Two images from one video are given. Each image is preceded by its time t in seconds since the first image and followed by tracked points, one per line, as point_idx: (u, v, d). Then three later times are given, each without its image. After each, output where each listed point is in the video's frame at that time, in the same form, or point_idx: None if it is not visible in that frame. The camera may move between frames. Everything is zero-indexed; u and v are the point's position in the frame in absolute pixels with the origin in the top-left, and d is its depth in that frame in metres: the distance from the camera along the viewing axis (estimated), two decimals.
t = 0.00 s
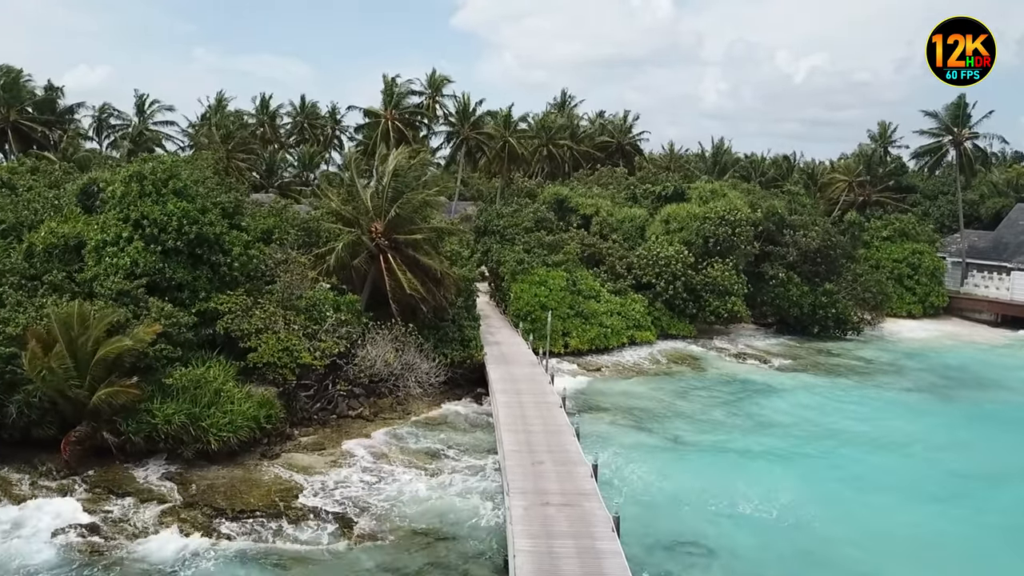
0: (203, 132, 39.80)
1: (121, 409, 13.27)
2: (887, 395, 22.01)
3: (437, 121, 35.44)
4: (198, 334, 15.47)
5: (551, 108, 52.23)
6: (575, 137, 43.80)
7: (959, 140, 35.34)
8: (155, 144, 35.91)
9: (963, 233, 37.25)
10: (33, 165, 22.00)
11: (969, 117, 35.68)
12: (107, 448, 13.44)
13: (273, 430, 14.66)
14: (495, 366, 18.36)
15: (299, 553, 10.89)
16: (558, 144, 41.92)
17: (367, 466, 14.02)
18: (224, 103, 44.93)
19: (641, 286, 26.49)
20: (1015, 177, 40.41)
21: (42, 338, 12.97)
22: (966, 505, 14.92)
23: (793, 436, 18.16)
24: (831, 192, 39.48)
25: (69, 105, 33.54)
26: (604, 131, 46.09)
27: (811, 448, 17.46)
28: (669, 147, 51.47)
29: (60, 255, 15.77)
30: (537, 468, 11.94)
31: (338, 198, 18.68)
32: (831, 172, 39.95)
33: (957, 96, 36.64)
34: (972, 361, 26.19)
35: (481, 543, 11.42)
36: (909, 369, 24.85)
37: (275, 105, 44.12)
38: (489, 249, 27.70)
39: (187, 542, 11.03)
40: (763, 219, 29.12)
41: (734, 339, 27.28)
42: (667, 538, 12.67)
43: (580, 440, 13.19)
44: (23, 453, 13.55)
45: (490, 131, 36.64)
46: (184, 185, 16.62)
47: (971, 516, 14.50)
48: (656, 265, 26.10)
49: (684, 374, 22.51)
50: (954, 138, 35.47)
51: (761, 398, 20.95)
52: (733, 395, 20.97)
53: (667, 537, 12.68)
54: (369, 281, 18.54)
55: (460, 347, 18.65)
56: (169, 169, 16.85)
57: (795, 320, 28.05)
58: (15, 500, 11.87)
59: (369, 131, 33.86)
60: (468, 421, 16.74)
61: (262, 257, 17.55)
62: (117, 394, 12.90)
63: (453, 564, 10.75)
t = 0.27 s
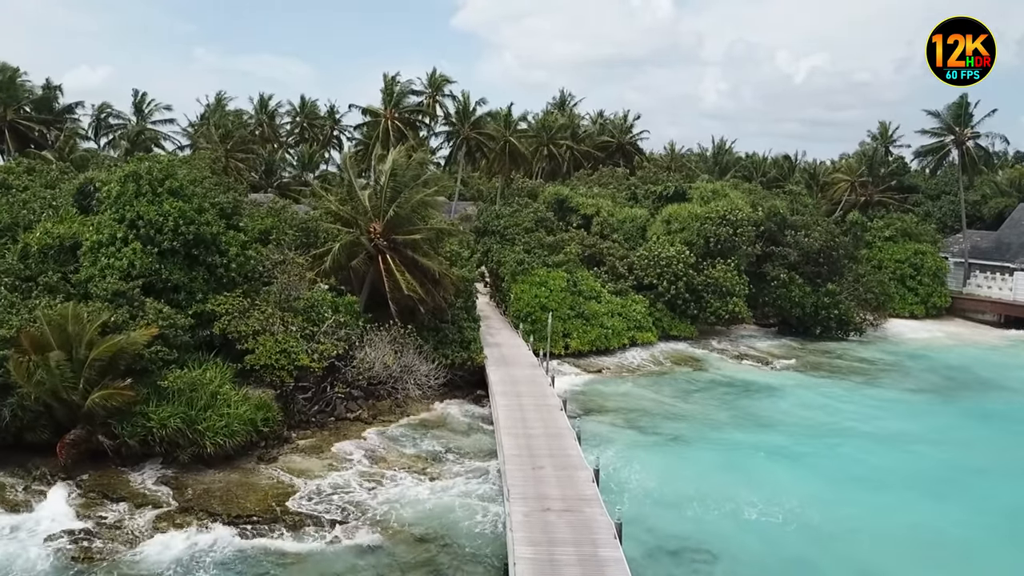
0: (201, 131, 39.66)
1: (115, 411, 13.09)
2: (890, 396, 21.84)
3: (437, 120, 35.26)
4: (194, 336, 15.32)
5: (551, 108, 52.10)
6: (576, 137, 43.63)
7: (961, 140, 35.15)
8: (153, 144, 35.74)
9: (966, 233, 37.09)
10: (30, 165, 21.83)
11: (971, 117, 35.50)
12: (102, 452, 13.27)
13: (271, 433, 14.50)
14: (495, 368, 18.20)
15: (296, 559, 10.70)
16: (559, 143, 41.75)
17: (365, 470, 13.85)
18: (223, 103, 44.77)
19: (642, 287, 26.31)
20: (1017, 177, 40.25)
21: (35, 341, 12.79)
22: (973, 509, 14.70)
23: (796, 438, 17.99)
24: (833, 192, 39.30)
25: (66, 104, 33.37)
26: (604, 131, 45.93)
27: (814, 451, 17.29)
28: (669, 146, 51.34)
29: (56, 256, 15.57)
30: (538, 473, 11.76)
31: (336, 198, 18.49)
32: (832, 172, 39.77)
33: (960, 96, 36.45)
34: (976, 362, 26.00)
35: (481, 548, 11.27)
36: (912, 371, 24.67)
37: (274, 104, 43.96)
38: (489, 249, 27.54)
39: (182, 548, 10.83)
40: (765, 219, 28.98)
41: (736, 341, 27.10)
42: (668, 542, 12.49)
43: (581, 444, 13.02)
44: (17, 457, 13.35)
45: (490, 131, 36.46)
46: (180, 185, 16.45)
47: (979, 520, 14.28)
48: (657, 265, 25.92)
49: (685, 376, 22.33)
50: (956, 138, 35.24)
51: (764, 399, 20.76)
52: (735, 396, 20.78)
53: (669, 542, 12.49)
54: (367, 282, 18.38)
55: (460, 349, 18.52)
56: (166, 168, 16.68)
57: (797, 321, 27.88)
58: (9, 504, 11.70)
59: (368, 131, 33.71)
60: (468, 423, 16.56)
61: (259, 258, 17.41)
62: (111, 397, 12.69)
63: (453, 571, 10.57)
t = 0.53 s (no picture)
0: (201, 130, 39.54)
1: (113, 415, 12.95)
2: (892, 397, 21.73)
3: (438, 120, 35.15)
4: (192, 338, 15.22)
5: (551, 108, 52.00)
6: (576, 137, 43.54)
7: (962, 140, 35.06)
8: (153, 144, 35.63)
9: (968, 233, 37.00)
10: (28, 165, 21.73)
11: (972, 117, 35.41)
12: (99, 455, 13.15)
13: (269, 436, 14.40)
14: (496, 370, 18.09)
15: (294, 563, 10.58)
16: (559, 143, 41.64)
17: (364, 473, 13.73)
18: (222, 103, 44.67)
19: (643, 288, 26.20)
20: (1019, 177, 40.15)
21: (33, 343, 12.69)
22: (977, 512, 14.54)
23: (798, 440, 17.87)
24: (834, 193, 39.23)
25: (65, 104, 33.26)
26: (604, 131, 45.84)
27: (816, 453, 17.17)
28: (670, 147, 51.25)
29: (53, 257, 15.45)
30: (539, 476, 11.66)
31: (336, 199, 18.37)
32: (833, 172, 39.68)
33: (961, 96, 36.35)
34: (978, 363, 25.88)
35: (481, 552, 11.14)
36: (914, 372, 24.55)
37: (274, 104, 43.87)
38: (490, 250, 27.44)
39: (178, 552, 10.72)
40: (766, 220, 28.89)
41: (738, 342, 26.99)
42: (670, 546, 12.37)
43: (582, 447, 12.91)
44: (13, 460, 13.22)
45: (490, 131, 36.36)
46: (178, 186, 16.35)
47: (984, 523, 14.12)
48: (658, 266, 25.80)
49: (687, 377, 22.21)
50: (957, 138, 35.17)
51: (766, 401, 20.64)
52: (737, 398, 20.67)
53: (671, 546, 12.36)
54: (367, 283, 18.27)
55: (460, 350, 18.42)
56: (164, 169, 16.59)
57: (799, 322, 27.75)
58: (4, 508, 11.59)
59: (368, 131, 33.62)
60: (468, 425, 16.44)
61: (258, 259, 17.33)
62: (108, 402, 12.52)
63: None
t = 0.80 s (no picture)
0: (200, 130, 39.43)
1: (111, 416, 12.88)
2: (894, 398, 21.65)
3: (438, 120, 35.08)
4: (190, 339, 15.14)
5: (551, 108, 51.92)
6: (576, 136, 43.45)
7: (964, 139, 34.98)
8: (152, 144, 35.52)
9: (969, 233, 36.92)
10: (26, 165, 21.63)
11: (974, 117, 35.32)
12: (98, 456, 13.07)
13: (269, 437, 14.33)
14: (496, 371, 18.02)
15: (294, 566, 10.49)
16: (560, 143, 41.55)
17: (363, 474, 13.66)
18: (222, 102, 44.56)
19: (644, 288, 26.12)
20: (1020, 177, 40.07)
21: (31, 344, 12.60)
22: (981, 512, 14.44)
23: (799, 441, 17.78)
24: (835, 192, 39.15)
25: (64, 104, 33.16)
26: (604, 130, 45.75)
27: (817, 454, 17.09)
28: (670, 146, 51.16)
29: (51, 257, 15.35)
30: (540, 478, 11.58)
31: (335, 199, 18.28)
32: (834, 172, 39.61)
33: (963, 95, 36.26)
34: (979, 363, 25.80)
35: (481, 554, 11.06)
36: (916, 372, 24.48)
37: (274, 104, 43.77)
38: (490, 250, 27.36)
39: (176, 553, 10.65)
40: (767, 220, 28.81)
41: (739, 342, 26.90)
42: (671, 548, 12.29)
43: (583, 449, 12.83)
44: (11, 462, 13.14)
45: (490, 131, 36.27)
46: (177, 186, 16.27)
47: (987, 524, 14.02)
48: (659, 266, 25.71)
49: (688, 378, 22.12)
50: (959, 138, 35.09)
51: (767, 402, 20.55)
52: (738, 399, 20.58)
53: (672, 548, 12.28)
54: (367, 283, 18.19)
55: (460, 351, 18.35)
56: (163, 169, 16.51)
57: (800, 322, 27.65)
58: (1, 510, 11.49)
59: (368, 131, 33.53)
60: (468, 427, 16.35)
61: (257, 260, 17.24)
62: (106, 403, 12.44)
63: None
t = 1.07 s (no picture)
0: (200, 129, 39.36)
1: (110, 416, 12.82)
2: (895, 398, 21.59)
3: (438, 119, 35.03)
4: (190, 339, 15.08)
5: (552, 107, 51.85)
6: (576, 135, 43.39)
7: (965, 138, 34.90)
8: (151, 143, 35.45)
9: (970, 233, 36.87)
10: (25, 164, 21.57)
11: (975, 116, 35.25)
12: (97, 457, 13.01)
13: (269, 437, 14.28)
14: (497, 370, 17.97)
15: (294, 567, 10.45)
16: (560, 142, 41.48)
17: (364, 475, 13.61)
18: (221, 101, 44.49)
19: (644, 287, 26.05)
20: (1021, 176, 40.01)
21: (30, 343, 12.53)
22: (983, 512, 14.39)
23: (801, 441, 17.72)
24: (836, 192, 39.09)
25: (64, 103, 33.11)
26: (605, 129, 45.69)
27: (818, 453, 17.03)
28: (671, 145, 51.08)
29: (50, 256, 15.27)
30: (540, 479, 11.52)
31: (336, 198, 18.21)
32: (835, 171, 39.55)
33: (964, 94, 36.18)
34: (980, 363, 25.76)
35: (482, 555, 11.01)
36: (917, 371, 24.43)
37: (274, 103, 43.72)
38: (491, 249, 27.31)
39: (175, 553, 10.61)
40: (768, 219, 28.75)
41: (740, 341, 26.84)
42: (672, 548, 12.24)
43: (584, 449, 12.77)
44: (10, 462, 13.08)
45: (491, 130, 36.20)
46: (176, 185, 16.22)
47: (989, 524, 13.97)
48: (660, 266, 25.65)
49: (689, 377, 22.06)
50: (960, 137, 35.03)
51: (769, 401, 20.49)
52: (739, 399, 20.52)
53: (673, 549, 12.23)
54: (367, 283, 18.13)
55: (460, 351, 18.31)
56: (162, 168, 16.44)
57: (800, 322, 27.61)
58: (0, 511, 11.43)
59: (368, 130, 33.47)
60: (468, 427, 16.30)
61: (256, 259, 17.18)
62: (106, 403, 12.38)
63: None
